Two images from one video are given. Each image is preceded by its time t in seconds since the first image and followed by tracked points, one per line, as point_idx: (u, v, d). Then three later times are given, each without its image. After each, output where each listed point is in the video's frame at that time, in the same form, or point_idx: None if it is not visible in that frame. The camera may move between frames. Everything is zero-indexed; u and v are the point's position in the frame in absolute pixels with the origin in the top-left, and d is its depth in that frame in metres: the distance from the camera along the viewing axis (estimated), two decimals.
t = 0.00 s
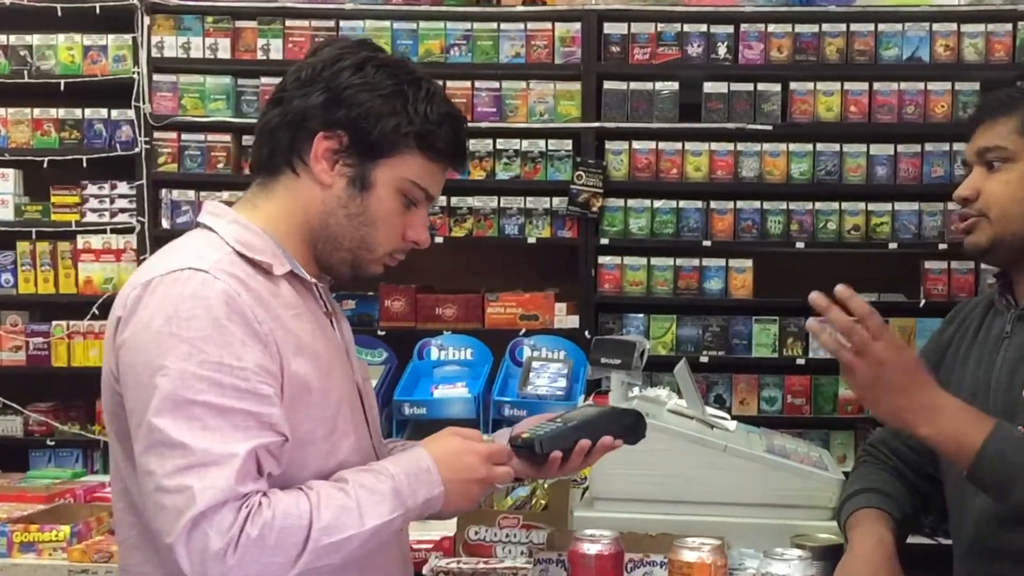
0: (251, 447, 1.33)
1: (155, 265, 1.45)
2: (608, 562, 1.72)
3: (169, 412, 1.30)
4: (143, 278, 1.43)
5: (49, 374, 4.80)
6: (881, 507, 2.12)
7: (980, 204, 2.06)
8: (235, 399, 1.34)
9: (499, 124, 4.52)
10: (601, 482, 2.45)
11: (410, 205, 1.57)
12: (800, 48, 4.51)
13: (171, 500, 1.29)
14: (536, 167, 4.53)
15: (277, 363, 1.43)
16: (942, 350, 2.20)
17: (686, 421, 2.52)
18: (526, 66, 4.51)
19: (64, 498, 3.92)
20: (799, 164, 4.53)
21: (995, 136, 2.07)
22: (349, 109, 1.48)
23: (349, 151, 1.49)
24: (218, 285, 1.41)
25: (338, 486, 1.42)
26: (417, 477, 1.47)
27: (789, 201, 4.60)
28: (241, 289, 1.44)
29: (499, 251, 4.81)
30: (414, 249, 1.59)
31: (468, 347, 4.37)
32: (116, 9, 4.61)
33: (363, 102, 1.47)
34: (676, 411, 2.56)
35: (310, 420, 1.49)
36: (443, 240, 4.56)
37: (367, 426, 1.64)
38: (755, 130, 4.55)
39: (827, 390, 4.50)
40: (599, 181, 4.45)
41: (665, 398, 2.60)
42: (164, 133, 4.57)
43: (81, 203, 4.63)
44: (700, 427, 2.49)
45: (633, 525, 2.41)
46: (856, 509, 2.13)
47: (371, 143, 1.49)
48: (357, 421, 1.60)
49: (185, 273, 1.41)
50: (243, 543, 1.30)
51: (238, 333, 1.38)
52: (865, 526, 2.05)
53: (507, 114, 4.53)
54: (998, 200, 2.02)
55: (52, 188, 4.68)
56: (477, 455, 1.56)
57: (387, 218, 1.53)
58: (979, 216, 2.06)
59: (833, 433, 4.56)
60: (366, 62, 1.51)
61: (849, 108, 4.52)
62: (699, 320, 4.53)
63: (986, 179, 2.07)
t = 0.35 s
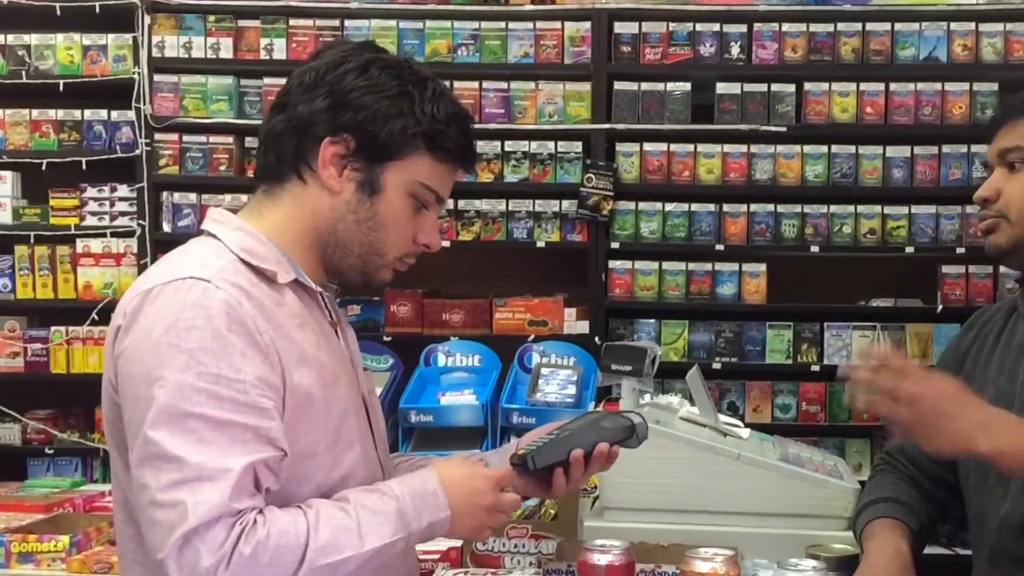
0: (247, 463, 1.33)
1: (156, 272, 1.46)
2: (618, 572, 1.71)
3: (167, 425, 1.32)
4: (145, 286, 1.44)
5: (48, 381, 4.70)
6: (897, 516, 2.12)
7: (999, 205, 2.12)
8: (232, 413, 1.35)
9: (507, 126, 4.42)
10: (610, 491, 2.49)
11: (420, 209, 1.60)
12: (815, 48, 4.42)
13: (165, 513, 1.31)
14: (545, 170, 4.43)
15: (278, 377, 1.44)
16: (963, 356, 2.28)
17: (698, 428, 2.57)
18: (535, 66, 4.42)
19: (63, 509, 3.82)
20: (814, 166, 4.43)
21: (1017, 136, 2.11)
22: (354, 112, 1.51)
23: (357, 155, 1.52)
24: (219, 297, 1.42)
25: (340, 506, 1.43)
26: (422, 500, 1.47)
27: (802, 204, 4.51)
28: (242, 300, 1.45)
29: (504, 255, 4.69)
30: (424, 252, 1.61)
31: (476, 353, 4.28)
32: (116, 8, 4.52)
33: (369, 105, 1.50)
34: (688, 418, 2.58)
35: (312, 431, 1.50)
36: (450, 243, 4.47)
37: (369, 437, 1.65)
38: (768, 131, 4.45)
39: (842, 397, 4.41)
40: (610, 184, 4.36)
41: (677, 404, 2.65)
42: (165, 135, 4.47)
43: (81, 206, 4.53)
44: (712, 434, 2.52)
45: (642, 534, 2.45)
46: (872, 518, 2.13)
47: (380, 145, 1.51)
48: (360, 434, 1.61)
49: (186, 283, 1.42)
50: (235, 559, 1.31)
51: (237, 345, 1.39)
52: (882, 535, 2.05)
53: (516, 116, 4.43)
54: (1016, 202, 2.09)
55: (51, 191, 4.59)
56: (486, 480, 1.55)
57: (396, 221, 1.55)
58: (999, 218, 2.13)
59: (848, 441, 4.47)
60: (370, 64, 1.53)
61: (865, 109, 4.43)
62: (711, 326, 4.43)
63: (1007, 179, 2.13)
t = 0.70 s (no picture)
0: (234, 466, 1.28)
1: (144, 277, 1.43)
2: None
3: (153, 427, 1.28)
4: (132, 291, 1.41)
5: (47, 388, 4.61)
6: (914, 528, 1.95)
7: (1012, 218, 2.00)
8: (220, 417, 1.30)
9: (516, 127, 4.32)
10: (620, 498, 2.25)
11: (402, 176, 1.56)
12: (831, 48, 4.33)
13: (149, 518, 1.26)
14: (555, 172, 4.33)
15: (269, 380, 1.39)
16: (980, 363, 2.10)
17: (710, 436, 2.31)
18: (544, 67, 4.32)
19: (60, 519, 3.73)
20: (830, 168, 4.33)
21: None
22: (304, 104, 1.47)
23: (321, 144, 1.49)
24: (207, 299, 1.37)
25: (325, 524, 1.37)
26: (404, 524, 1.42)
27: (817, 208, 4.41)
28: (231, 302, 1.40)
29: (509, 259, 4.58)
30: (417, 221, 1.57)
31: (484, 360, 4.18)
32: (116, 7, 4.43)
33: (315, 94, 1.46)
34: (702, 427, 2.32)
35: (305, 435, 1.45)
36: (457, 248, 4.36)
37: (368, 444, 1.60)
38: (783, 133, 4.35)
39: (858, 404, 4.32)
40: (621, 186, 4.27)
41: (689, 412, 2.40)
42: (166, 136, 4.38)
43: (81, 209, 4.43)
44: (724, 441, 2.27)
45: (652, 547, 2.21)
46: (888, 529, 1.95)
47: (341, 128, 1.48)
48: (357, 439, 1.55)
49: (174, 286, 1.38)
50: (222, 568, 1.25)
51: (225, 347, 1.34)
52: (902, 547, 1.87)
53: (524, 117, 4.33)
54: None
55: (50, 193, 4.49)
56: (461, 516, 1.49)
57: (380, 202, 1.52)
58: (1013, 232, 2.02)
59: (864, 449, 4.37)
60: (306, 52, 1.49)
61: (882, 110, 4.33)
62: (724, 331, 4.33)
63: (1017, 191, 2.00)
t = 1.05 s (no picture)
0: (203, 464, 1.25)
1: (101, 286, 1.38)
2: None
3: (119, 432, 1.23)
4: (91, 300, 1.36)
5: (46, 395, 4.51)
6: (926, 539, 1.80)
7: None
8: (187, 417, 1.26)
9: (525, 128, 4.22)
10: (631, 508, 2.05)
11: (344, 173, 1.50)
12: (846, 47, 4.24)
13: (123, 523, 1.22)
14: (564, 174, 4.23)
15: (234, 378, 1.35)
16: (998, 371, 1.95)
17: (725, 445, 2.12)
18: (553, 66, 4.23)
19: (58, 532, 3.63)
20: (845, 170, 4.24)
21: None
22: (235, 106, 1.42)
23: (255, 147, 1.43)
24: (168, 302, 1.33)
25: (303, 522, 1.35)
26: (381, 521, 1.40)
27: (833, 210, 4.32)
28: (192, 303, 1.36)
29: (517, 263, 4.48)
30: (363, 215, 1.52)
31: (493, 366, 4.09)
32: (115, 5, 4.34)
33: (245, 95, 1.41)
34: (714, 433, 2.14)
35: (279, 435, 1.40)
36: (464, 251, 4.27)
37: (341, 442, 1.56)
38: (797, 134, 4.26)
39: (875, 411, 4.22)
40: (632, 189, 4.17)
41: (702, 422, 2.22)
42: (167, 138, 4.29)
43: (80, 212, 4.33)
44: (738, 449, 2.09)
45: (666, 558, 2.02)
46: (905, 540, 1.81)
47: (273, 129, 1.42)
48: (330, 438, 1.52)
49: (130, 292, 1.34)
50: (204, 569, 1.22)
51: (188, 347, 1.30)
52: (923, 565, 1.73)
53: (533, 118, 4.24)
54: None
55: (48, 196, 4.39)
56: (433, 510, 1.48)
57: (322, 200, 1.46)
58: None
59: (881, 457, 4.28)
60: (233, 54, 1.44)
61: (899, 110, 4.23)
62: (738, 337, 4.23)
63: None
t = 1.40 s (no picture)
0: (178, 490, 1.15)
1: (71, 288, 1.27)
2: None
3: (87, 449, 1.13)
4: (58, 304, 1.24)
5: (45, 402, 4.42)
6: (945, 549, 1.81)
7: None
8: (163, 434, 1.16)
9: (535, 130, 4.13)
10: (643, 518, 1.90)
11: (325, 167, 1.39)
12: (863, 47, 4.14)
13: (86, 548, 1.12)
14: (575, 177, 4.15)
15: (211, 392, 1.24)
16: (1019, 379, 1.89)
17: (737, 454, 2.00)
18: (564, 67, 4.13)
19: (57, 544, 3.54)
20: (862, 172, 4.14)
21: None
22: (209, 101, 1.31)
23: (233, 144, 1.32)
24: (144, 310, 1.22)
25: (276, 540, 1.24)
26: (362, 540, 1.30)
27: (850, 214, 4.22)
28: (170, 310, 1.25)
29: (527, 267, 4.38)
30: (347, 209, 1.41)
31: (502, 373, 4.02)
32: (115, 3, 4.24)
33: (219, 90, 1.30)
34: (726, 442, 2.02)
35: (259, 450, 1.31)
36: (473, 255, 4.17)
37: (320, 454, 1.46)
38: (813, 136, 4.16)
39: (892, 419, 4.13)
40: (644, 192, 4.07)
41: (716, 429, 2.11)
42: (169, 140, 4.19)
43: (80, 215, 4.23)
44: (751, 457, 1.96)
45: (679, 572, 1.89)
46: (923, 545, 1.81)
47: (251, 126, 1.31)
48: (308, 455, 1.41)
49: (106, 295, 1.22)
50: None
51: (164, 360, 1.20)
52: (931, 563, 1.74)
53: (543, 119, 4.14)
54: None
55: (47, 199, 4.30)
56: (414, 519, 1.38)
57: (304, 197, 1.35)
58: None
59: (898, 466, 4.18)
60: (200, 44, 1.32)
61: (917, 112, 4.13)
62: (752, 344, 4.14)
63: None
